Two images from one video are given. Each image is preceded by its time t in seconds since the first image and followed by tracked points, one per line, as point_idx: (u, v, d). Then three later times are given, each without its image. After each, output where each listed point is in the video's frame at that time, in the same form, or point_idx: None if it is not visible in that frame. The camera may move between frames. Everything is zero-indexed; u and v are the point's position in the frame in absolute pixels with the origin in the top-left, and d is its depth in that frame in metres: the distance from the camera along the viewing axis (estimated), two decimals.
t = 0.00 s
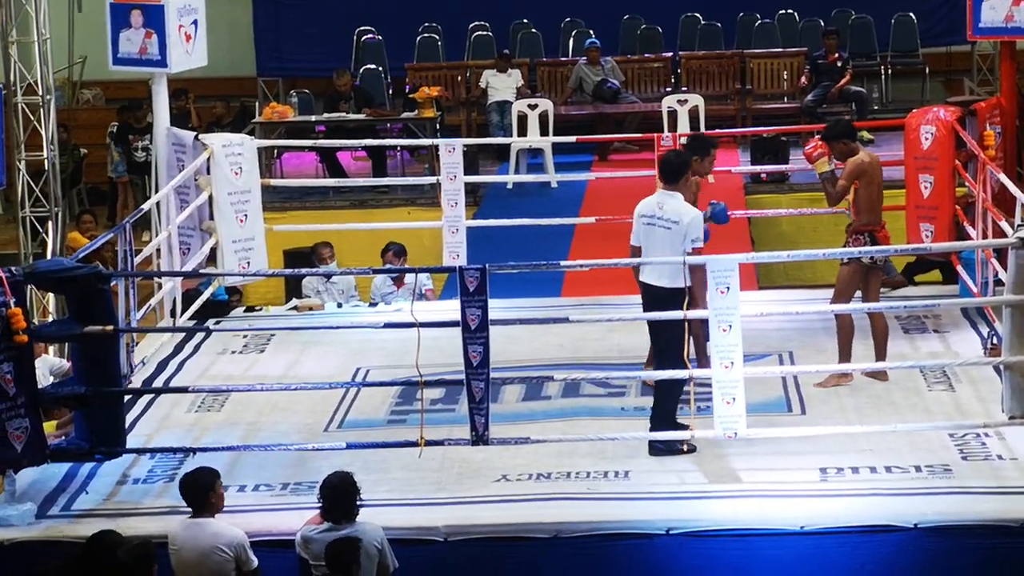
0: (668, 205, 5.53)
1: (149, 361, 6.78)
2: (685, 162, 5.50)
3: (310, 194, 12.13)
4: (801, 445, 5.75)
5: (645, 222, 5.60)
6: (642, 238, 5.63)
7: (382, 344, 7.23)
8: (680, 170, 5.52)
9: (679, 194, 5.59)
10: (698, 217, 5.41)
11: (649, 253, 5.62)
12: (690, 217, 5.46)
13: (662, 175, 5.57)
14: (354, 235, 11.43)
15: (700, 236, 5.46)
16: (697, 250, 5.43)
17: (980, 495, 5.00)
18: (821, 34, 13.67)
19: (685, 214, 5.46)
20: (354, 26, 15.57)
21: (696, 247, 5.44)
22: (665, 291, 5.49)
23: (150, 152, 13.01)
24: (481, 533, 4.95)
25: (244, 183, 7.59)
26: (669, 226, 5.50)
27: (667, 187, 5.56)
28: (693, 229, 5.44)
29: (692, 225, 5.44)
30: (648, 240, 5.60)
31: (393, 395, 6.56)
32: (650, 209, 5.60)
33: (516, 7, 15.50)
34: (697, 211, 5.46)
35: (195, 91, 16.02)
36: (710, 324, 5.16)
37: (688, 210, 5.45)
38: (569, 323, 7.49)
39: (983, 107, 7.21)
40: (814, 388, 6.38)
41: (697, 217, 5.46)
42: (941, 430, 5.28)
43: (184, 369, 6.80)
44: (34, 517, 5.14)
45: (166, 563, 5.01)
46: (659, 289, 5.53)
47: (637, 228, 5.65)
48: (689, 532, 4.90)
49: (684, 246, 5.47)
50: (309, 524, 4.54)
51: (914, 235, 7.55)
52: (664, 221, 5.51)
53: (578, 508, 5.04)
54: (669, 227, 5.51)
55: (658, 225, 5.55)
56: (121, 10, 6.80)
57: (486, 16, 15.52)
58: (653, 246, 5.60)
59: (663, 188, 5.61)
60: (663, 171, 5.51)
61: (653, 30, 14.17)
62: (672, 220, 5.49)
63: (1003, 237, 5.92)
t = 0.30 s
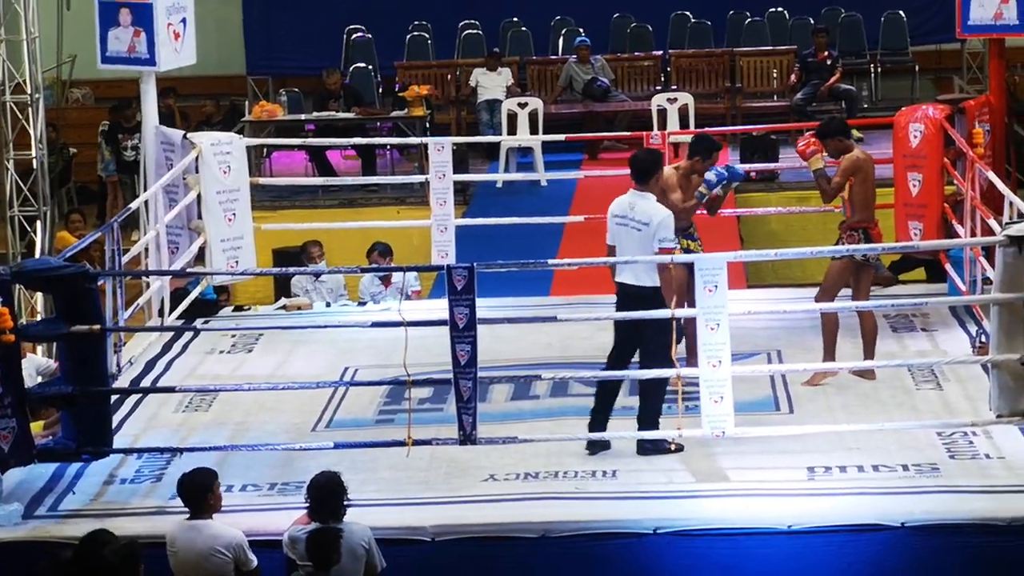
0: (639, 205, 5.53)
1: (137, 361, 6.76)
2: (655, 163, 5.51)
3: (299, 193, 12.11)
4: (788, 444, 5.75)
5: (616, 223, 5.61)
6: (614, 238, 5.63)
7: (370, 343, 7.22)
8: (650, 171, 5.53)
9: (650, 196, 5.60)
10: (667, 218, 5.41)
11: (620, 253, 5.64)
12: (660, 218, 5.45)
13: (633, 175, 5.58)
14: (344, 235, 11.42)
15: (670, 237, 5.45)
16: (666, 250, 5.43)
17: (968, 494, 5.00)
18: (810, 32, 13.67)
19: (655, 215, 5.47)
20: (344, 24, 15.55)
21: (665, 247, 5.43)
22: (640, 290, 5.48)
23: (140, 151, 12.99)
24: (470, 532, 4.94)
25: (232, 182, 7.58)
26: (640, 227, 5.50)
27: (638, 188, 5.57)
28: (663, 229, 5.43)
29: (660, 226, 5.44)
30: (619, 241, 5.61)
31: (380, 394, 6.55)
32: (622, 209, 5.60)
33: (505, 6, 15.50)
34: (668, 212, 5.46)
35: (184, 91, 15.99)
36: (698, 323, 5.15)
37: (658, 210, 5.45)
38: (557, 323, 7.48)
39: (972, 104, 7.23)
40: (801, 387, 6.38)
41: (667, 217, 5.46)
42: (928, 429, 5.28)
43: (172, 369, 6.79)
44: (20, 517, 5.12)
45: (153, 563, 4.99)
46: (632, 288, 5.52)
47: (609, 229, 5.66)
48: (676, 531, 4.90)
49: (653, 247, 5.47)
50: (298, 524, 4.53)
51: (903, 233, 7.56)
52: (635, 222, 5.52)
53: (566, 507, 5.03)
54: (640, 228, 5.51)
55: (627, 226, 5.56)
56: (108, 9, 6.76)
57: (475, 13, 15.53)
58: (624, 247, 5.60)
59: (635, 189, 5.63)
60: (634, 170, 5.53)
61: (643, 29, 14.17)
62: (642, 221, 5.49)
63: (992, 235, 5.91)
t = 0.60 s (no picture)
0: (562, 208, 5.55)
1: (80, 367, 6.69)
2: (581, 168, 5.57)
3: (245, 198, 12.05)
4: (731, 447, 5.79)
5: (538, 226, 5.59)
6: (535, 242, 5.62)
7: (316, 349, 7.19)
8: (575, 175, 5.58)
9: (572, 200, 5.63)
10: (593, 220, 5.47)
11: (541, 258, 5.63)
12: (584, 221, 5.51)
13: (557, 180, 5.60)
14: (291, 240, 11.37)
15: (594, 240, 5.52)
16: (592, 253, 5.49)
17: (909, 496, 5.05)
18: (755, 38, 13.79)
19: (580, 217, 5.51)
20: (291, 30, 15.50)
21: (591, 250, 5.50)
22: (564, 295, 5.49)
23: (83, 157, 12.88)
24: (415, 537, 4.93)
25: (176, 188, 7.50)
26: (564, 230, 5.52)
27: (561, 192, 5.60)
28: (589, 232, 5.50)
29: (586, 229, 5.50)
30: (540, 244, 5.59)
31: (325, 399, 6.52)
32: (543, 213, 5.60)
33: (452, 11, 15.53)
34: (593, 215, 5.53)
35: (128, 96, 15.88)
36: (641, 327, 5.17)
37: (584, 213, 5.50)
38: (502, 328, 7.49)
39: (915, 109, 7.31)
40: (744, 390, 6.43)
41: (591, 221, 5.52)
42: (869, 432, 5.33)
43: (115, 375, 6.73)
44: None
45: (95, 571, 4.94)
46: (553, 291, 5.52)
47: (530, 233, 5.63)
48: (620, 535, 4.91)
49: (579, 250, 5.52)
50: (242, 530, 4.50)
51: (846, 237, 7.63)
52: (559, 224, 5.53)
53: (511, 511, 5.03)
54: (564, 231, 5.54)
55: (551, 229, 5.56)
56: (51, 17, 6.72)
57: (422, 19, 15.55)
58: (546, 251, 5.60)
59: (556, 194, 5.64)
60: (559, 174, 5.56)
61: (589, 34, 14.24)
62: (567, 224, 5.52)
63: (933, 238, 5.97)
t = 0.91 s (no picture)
0: (468, 202, 5.55)
1: None
2: (485, 160, 5.54)
3: (166, 192, 11.90)
4: (653, 439, 5.83)
5: (445, 221, 5.59)
6: (444, 237, 5.62)
7: (238, 344, 7.11)
8: (480, 167, 5.54)
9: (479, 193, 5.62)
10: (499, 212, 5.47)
11: (449, 252, 5.62)
12: (491, 213, 5.51)
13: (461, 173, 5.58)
14: (214, 234, 11.25)
15: (502, 232, 5.51)
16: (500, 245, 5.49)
17: (829, 485, 5.11)
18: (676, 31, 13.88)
19: (486, 210, 5.51)
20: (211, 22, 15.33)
21: (499, 242, 5.49)
22: (475, 289, 5.48)
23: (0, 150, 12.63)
24: (338, 532, 4.90)
25: (95, 182, 7.39)
26: (471, 223, 5.51)
27: (465, 185, 5.59)
28: (495, 224, 5.49)
29: (493, 221, 5.49)
30: (448, 239, 5.59)
31: (247, 395, 6.45)
32: (450, 208, 5.60)
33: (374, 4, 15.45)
34: (499, 207, 5.52)
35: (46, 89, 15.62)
36: (565, 320, 5.18)
37: (489, 206, 5.50)
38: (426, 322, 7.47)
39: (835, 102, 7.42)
40: (667, 382, 6.47)
41: (497, 213, 5.52)
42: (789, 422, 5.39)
43: (34, 371, 6.61)
44: None
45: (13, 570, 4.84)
46: (463, 287, 5.52)
47: (437, 228, 5.63)
48: (544, 528, 4.92)
49: (487, 242, 5.51)
50: (162, 527, 4.43)
51: (765, 229, 7.70)
52: (466, 218, 5.52)
53: (435, 505, 5.01)
54: (471, 224, 5.53)
55: (458, 224, 5.55)
56: None
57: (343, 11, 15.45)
58: (454, 245, 5.59)
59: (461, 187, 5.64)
60: (462, 168, 5.53)
61: (511, 27, 14.25)
62: (473, 216, 5.51)
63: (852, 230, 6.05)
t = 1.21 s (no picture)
0: (397, 207, 5.51)
1: None
2: (410, 165, 5.53)
3: (91, 197, 11.73)
4: (584, 442, 5.84)
5: (375, 227, 5.55)
6: (374, 243, 5.58)
7: (165, 349, 7.01)
8: (406, 172, 5.53)
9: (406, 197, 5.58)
10: (429, 216, 5.45)
11: (381, 257, 5.59)
12: (421, 217, 5.48)
13: (388, 179, 5.55)
14: (140, 239, 11.10)
15: (433, 236, 5.50)
16: (432, 249, 5.48)
17: (757, 487, 5.15)
18: (604, 36, 13.95)
19: (416, 214, 5.48)
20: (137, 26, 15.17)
21: (431, 246, 5.48)
22: (408, 294, 5.45)
23: None
24: (266, 539, 4.85)
25: (20, 186, 7.26)
26: (401, 228, 5.49)
27: (393, 191, 5.55)
28: (426, 228, 5.47)
29: (423, 226, 5.47)
30: (379, 244, 5.56)
31: (175, 400, 6.36)
32: (378, 214, 5.56)
33: (301, 7, 15.36)
34: (428, 211, 5.50)
35: None
36: (494, 324, 5.16)
37: (419, 210, 5.47)
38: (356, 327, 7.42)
39: (761, 106, 7.53)
40: (596, 386, 6.49)
41: (427, 217, 5.49)
42: (718, 425, 5.43)
43: None
44: None
45: None
46: (395, 292, 5.49)
47: (367, 234, 5.59)
48: (474, 532, 4.90)
49: (418, 247, 5.49)
50: (88, 534, 4.36)
51: (693, 233, 7.76)
52: (396, 224, 5.49)
53: (365, 510, 4.98)
54: (401, 230, 5.50)
55: (388, 230, 5.52)
56: None
57: (271, 14, 15.35)
58: (385, 250, 5.57)
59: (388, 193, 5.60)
60: (388, 175, 5.51)
61: (439, 31, 14.24)
62: (403, 222, 5.48)
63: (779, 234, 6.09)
